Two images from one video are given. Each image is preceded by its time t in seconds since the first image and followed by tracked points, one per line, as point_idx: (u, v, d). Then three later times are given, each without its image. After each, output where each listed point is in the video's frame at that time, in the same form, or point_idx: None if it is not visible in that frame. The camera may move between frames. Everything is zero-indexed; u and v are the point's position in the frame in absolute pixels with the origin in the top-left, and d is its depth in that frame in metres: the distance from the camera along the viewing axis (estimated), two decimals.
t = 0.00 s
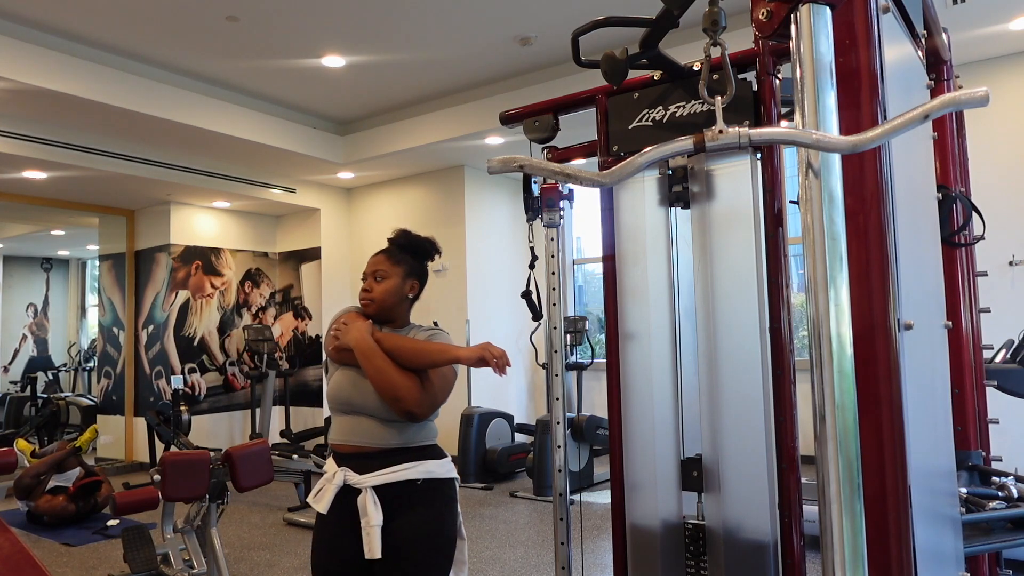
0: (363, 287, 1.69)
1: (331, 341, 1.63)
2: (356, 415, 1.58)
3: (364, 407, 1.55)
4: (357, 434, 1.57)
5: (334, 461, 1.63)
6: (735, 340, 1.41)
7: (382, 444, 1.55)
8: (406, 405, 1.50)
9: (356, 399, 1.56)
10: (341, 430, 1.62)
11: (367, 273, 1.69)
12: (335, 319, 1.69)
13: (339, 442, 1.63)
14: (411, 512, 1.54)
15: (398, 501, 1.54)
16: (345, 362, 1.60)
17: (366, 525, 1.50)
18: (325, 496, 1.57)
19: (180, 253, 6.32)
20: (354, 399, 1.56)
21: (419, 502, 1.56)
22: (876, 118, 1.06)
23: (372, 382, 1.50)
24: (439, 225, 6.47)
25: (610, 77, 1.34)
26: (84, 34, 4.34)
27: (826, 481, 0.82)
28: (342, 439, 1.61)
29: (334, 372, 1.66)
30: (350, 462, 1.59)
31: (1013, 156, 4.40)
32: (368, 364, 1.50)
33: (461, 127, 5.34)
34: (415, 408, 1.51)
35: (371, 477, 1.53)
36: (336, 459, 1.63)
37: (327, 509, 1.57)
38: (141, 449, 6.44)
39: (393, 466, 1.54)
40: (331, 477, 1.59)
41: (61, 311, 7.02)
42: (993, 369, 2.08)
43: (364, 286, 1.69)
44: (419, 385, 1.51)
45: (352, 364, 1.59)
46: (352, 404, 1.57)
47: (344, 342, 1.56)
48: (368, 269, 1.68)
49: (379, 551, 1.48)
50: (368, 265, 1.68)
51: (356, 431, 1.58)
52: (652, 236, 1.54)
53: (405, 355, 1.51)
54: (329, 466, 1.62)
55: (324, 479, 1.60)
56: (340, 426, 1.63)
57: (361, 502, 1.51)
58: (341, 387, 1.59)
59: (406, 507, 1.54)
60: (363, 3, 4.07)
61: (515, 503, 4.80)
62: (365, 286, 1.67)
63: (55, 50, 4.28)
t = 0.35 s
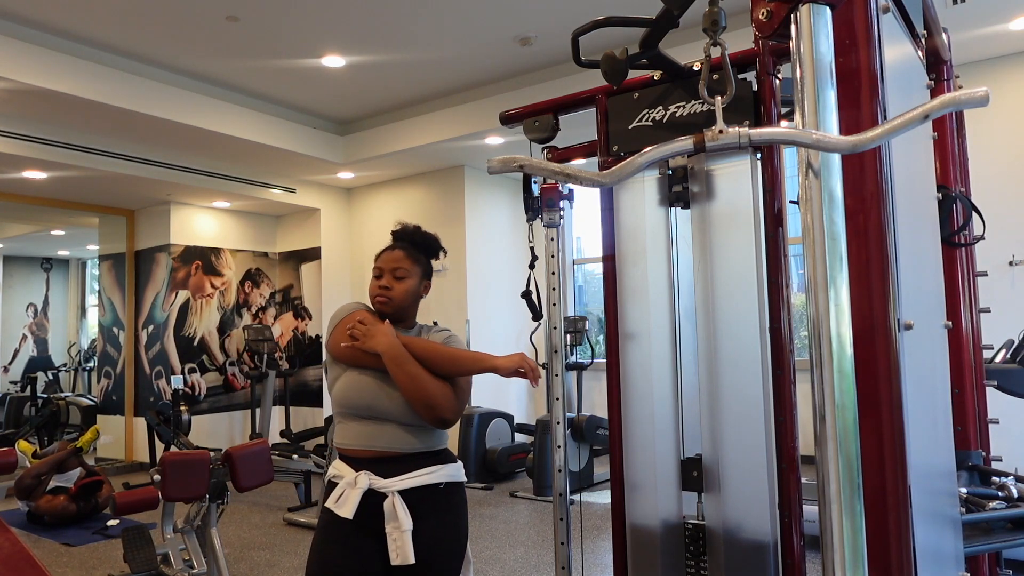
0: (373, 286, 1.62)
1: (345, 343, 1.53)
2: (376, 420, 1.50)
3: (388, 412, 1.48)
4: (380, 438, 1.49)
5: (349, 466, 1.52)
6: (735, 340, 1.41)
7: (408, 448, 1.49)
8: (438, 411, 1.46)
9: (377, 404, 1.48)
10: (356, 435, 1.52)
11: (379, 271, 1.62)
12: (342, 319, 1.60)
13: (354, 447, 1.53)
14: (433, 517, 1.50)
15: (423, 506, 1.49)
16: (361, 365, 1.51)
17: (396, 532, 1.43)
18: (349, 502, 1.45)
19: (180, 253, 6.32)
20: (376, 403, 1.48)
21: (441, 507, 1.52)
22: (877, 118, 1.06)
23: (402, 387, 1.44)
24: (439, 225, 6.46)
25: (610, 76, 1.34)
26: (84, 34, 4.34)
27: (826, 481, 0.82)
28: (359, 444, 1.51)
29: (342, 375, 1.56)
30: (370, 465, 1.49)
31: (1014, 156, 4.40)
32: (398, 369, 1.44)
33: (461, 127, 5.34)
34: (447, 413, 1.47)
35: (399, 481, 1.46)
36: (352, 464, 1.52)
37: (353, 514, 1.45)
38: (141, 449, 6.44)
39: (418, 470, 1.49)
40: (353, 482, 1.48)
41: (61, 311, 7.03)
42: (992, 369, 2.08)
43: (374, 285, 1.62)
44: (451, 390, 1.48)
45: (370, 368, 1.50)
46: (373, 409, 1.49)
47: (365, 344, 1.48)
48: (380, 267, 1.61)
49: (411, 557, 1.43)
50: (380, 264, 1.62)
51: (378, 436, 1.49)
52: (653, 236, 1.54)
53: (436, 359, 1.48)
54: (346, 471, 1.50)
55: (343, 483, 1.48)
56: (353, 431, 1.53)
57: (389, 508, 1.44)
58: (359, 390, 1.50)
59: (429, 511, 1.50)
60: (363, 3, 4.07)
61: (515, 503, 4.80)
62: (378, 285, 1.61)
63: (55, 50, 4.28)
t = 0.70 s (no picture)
0: (359, 283, 1.54)
1: (336, 346, 1.46)
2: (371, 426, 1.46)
3: (386, 419, 1.46)
4: (376, 447, 1.47)
5: (339, 478, 1.46)
6: (735, 340, 1.41)
7: (403, 454, 1.49)
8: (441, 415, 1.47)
9: (374, 411, 1.45)
10: (346, 444, 1.47)
11: (367, 268, 1.53)
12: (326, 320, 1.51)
13: (343, 458, 1.47)
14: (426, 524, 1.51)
15: (417, 512, 1.50)
16: (354, 370, 1.46)
17: (398, 542, 1.44)
18: (351, 515, 1.40)
19: (180, 253, 6.32)
20: (373, 411, 1.45)
21: (433, 512, 1.53)
22: (877, 118, 1.06)
23: (406, 394, 1.42)
24: (439, 225, 6.46)
25: (610, 77, 1.34)
26: (84, 34, 4.34)
27: (826, 480, 0.82)
28: (352, 454, 1.46)
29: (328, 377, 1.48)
30: (364, 475, 1.46)
31: (1014, 156, 4.40)
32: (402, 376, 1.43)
33: (461, 128, 5.34)
34: (447, 419, 1.48)
35: (396, 490, 1.45)
36: (342, 476, 1.46)
37: (357, 528, 1.40)
38: (141, 448, 6.43)
39: (411, 478, 1.49)
40: (349, 495, 1.43)
41: (61, 310, 7.03)
42: (992, 369, 2.08)
43: (361, 284, 1.54)
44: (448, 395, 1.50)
45: (365, 373, 1.46)
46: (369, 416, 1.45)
47: (363, 348, 1.43)
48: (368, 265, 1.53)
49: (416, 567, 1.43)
50: (366, 260, 1.53)
51: (374, 445, 1.46)
52: (652, 237, 1.54)
53: (436, 365, 1.50)
54: (338, 484, 1.44)
55: (339, 497, 1.42)
56: (341, 440, 1.47)
57: (390, 518, 1.44)
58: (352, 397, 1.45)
59: (423, 518, 1.51)
60: (363, 3, 4.07)
61: (516, 503, 4.79)
62: (368, 286, 1.53)
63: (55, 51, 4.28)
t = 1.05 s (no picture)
0: (326, 281, 1.44)
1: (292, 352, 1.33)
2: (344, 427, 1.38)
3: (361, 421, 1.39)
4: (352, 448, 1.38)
5: (313, 481, 1.34)
6: (735, 340, 1.41)
7: (380, 457, 1.43)
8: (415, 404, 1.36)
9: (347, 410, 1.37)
10: (319, 447, 1.36)
11: (331, 263, 1.45)
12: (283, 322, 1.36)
13: (315, 460, 1.36)
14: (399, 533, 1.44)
15: (392, 519, 1.43)
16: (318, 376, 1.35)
17: (375, 549, 1.37)
18: (331, 521, 1.31)
19: (180, 253, 6.32)
20: (345, 410, 1.37)
21: (406, 519, 1.47)
22: (877, 118, 1.06)
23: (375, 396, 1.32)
24: (439, 225, 6.46)
25: (610, 77, 1.34)
26: (84, 34, 4.34)
27: (826, 480, 0.82)
28: (326, 456, 1.36)
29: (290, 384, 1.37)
30: (341, 478, 1.37)
31: (1014, 157, 4.39)
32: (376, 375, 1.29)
33: (461, 127, 5.34)
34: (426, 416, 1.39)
35: (375, 496, 1.39)
36: (315, 479, 1.35)
37: (336, 535, 1.31)
38: (141, 448, 6.43)
39: (387, 484, 1.43)
40: (328, 499, 1.33)
41: (61, 310, 7.08)
42: (992, 369, 2.08)
43: (327, 281, 1.44)
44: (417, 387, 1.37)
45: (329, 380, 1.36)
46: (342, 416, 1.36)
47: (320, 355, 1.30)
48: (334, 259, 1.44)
49: None
50: (329, 254, 1.44)
51: (350, 446, 1.38)
52: (653, 237, 1.54)
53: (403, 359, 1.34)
54: (314, 488, 1.33)
55: (318, 501, 1.32)
56: (310, 442, 1.37)
57: (367, 524, 1.37)
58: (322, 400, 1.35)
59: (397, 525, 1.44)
60: (363, 3, 4.07)
61: (515, 503, 4.79)
62: (336, 282, 1.44)
63: (54, 50, 4.28)
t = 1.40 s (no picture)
0: (329, 270, 1.46)
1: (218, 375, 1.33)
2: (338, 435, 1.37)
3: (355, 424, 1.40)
4: (345, 458, 1.38)
5: (304, 493, 1.33)
6: (735, 339, 1.41)
7: (366, 467, 1.45)
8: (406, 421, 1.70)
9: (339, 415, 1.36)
10: (311, 457, 1.34)
11: (328, 251, 1.49)
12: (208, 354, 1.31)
13: (305, 471, 1.34)
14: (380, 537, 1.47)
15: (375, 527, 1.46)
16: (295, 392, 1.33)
17: (360, 557, 1.40)
18: (325, 535, 1.32)
19: (180, 253, 6.31)
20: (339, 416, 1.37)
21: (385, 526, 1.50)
22: (876, 118, 1.06)
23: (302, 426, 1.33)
24: (439, 225, 6.46)
25: (611, 76, 1.34)
26: (84, 34, 4.34)
27: (826, 479, 0.82)
28: (319, 466, 1.35)
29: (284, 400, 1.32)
30: (331, 489, 1.37)
31: (1014, 156, 4.39)
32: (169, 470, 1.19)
33: (460, 128, 5.34)
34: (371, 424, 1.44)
35: (364, 507, 1.41)
36: (306, 490, 1.34)
37: (330, 549, 1.32)
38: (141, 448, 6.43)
39: (371, 493, 1.46)
40: (320, 511, 1.33)
41: (61, 309, 7.06)
42: (992, 369, 2.08)
43: (328, 268, 1.46)
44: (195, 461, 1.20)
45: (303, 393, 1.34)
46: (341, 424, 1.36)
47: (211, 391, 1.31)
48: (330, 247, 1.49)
49: None
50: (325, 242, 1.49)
51: (343, 457, 1.38)
52: (653, 236, 1.55)
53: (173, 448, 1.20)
54: (305, 500, 1.32)
55: (311, 514, 1.32)
56: (300, 453, 1.34)
57: (356, 534, 1.39)
58: (315, 405, 1.33)
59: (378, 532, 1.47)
60: (363, 3, 4.07)
61: (515, 503, 4.79)
62: (339, 267, 1.47)
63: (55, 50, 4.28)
